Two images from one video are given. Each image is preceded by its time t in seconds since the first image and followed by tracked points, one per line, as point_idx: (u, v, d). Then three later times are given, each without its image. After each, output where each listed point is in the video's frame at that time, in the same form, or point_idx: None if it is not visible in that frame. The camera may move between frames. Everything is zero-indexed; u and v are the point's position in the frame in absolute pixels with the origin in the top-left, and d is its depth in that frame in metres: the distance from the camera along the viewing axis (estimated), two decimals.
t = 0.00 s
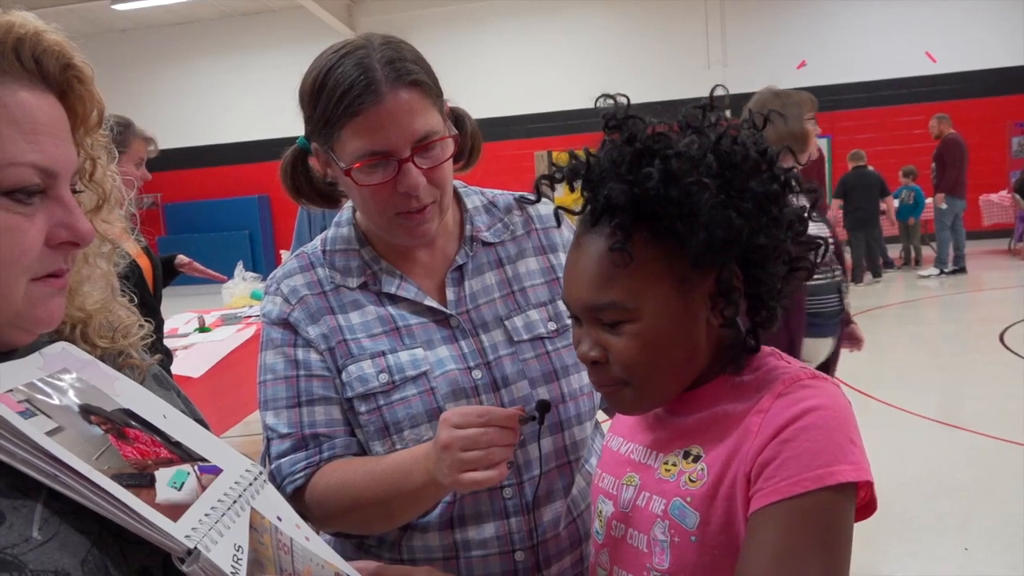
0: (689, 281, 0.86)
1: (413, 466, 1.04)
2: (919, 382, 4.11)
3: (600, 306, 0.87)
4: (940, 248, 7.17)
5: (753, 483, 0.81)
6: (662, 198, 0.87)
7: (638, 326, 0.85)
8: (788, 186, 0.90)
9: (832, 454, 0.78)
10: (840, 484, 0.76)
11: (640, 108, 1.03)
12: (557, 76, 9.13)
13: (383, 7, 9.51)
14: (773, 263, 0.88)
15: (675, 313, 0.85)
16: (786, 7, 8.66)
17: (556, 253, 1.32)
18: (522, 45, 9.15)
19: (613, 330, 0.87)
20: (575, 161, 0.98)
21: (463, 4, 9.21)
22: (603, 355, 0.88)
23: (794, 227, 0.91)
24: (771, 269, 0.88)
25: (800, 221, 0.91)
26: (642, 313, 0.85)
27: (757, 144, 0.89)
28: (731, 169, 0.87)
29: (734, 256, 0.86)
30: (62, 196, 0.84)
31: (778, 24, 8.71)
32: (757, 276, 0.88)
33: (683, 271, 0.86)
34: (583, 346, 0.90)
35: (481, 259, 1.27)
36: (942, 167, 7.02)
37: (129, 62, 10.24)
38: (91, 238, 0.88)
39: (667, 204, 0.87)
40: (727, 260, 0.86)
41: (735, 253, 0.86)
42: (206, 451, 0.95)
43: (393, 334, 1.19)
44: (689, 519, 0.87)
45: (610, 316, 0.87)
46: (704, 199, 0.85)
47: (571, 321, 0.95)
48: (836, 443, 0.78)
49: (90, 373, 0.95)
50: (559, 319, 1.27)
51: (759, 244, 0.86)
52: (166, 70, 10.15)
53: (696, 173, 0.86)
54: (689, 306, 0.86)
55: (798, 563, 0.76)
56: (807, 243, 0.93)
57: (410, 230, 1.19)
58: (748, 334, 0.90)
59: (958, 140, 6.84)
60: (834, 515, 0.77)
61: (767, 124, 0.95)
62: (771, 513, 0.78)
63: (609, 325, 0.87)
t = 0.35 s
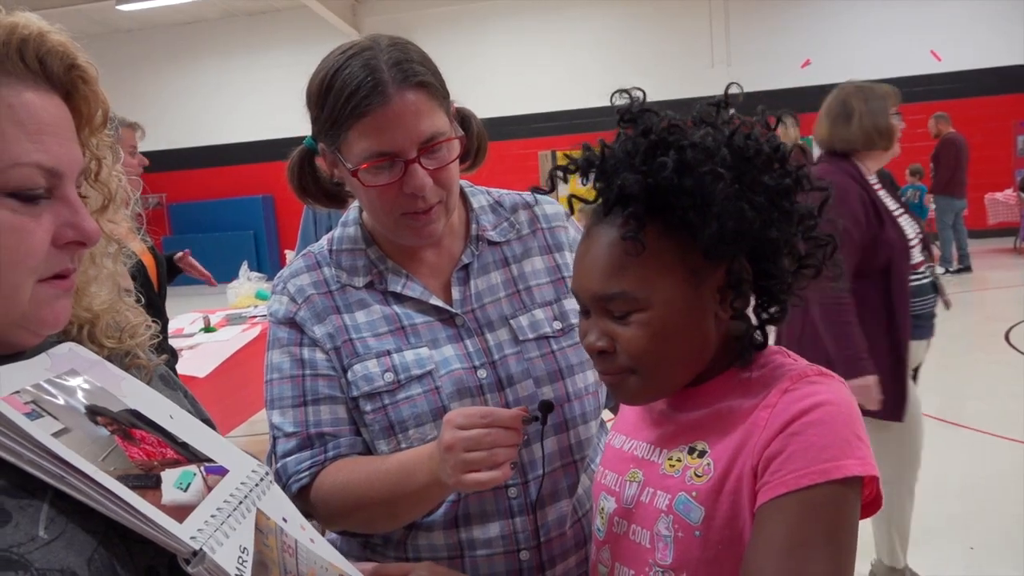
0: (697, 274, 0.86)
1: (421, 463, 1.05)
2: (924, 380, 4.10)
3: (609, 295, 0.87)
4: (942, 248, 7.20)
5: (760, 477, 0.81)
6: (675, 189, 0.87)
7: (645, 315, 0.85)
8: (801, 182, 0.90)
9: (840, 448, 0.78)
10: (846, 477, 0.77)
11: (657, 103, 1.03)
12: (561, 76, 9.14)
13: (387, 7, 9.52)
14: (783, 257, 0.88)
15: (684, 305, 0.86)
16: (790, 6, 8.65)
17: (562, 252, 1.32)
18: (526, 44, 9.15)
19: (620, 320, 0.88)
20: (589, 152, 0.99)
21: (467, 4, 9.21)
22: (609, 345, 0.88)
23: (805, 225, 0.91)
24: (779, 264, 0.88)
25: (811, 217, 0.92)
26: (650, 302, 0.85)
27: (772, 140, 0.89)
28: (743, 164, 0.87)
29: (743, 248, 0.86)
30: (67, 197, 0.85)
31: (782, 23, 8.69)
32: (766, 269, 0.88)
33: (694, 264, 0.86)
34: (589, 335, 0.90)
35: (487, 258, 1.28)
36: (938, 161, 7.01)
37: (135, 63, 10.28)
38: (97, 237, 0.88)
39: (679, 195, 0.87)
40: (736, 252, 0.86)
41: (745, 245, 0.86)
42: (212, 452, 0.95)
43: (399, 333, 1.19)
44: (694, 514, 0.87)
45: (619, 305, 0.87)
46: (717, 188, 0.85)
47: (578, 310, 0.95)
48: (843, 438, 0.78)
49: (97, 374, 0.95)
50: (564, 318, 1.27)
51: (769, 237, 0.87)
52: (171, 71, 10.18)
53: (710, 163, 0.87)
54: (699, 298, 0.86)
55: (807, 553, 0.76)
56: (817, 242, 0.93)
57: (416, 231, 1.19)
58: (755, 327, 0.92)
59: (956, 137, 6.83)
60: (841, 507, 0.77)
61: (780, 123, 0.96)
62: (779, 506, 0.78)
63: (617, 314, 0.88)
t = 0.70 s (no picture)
0: (705, 266, 0.86)
1: (422, 460, 1.05)
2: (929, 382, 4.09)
3: (619, 278, 0.88)
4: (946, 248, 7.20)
5: (759, 472, 0.81)
6: (690, 177, 0.87)
7: (651, 300, 0.86)
8: (815, 182, 0.90)
9: (839, 445, 0.78)
10: (846, 475, 0.77)
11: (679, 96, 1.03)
12: (564, 76, 9.13)
13: (390, 7, 9.53)
14: (793, 253, 0.88)
15: (692, 294, 0.86)
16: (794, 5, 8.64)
17: (566, 251, 1.32)
18: (529, 44, 9.16)
19: (627, 303, 0.88)
20: (606, 139, 0.99)
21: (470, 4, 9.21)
22: (612, 329, 0.89)
23: (816, 226, 0.91)
24: (789, 261, 0.88)
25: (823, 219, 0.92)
26: (655, 288, 0.86)
27: (787, 138, 0.90)
28: (755, 158, 0.87)
29: (752, 242, 0.86)
30: (62, 161, 0.83)
31: (786, 23, 8.68)
32: (774, 265, 0.88)
33: (701, 254, 0.86)
34: (594, 320, 0.91)
35: (490, 256, 1.28)
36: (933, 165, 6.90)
37: (139, 62, 10.30)
38: (100, 200, 0.87)
39: (692, 182, 0.87)
40: (745, 246, 0.86)
41: (755, 238, 0.86)
42: (215, 451, 0.96)
43: (401, 331, 1.19)
44: (692, 509, 0.87)
45: (626, 289, 0.88)
46: (732, 177, 0.85)
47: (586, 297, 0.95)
48: (843, 435, 0.78)
49: (102, 372, 0.95)
50: (567, 316, 1.27)
51: (780, 232, 0.87)
52: (175, 70, 10.20)
53: (728, 151, 0.87)
54: (707, 291, 0.86)
55: (805, 549, 0.76)
56: (827, 244, 0.93)
57: (420, 229, 1.19)
58: (759, 324, 0.91)
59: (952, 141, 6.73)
60: (839, 505, 0.77)
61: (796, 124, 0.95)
62: (778, 503, 0.78)
63: (624, 297, 0.88)
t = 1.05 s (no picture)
0: (710, 261, 0.86)
1: (421, 458, 1.05)
2: (930, 381, 4.08)
3: (623, 268, 0.88)
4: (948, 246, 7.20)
5: (760, 469, 0.81)
6: (699, 171, 0.87)
7: (654, 292, 0.86)
8: (824, 182, 0.90)
9: (840, 441, 0.78)
10: (846, 472, 0.77)
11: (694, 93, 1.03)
12: (565, 75, 9.13)
13: (391, 7, 9.53)
14: (800, 251, 0.89)
15: (696, 288, 0.86)
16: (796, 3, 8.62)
17: (565, 250, 1.32)
18: (531, 43, 9.15)
19: (630, 295, 0.88)
20: (619, 130, 0.99)
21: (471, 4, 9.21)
22: (614, 321, 0.89)
23: (823, 227, 0.91)
24: (796, 258, 0.88)
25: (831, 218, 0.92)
26: (660, 279, 0.86)
27: (797, 136, 0.90)
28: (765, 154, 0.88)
29: (759, 238, 0.86)
30: (60, 167, 0.83)
31: (788, 21, 8.66)
32: (780, 262, 0.89)
33: (707, 249, 0.86)
34: (597, 310, 0.91)
35: (489, 256, 1.28)
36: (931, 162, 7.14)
37: (141, 63, 10.31)
38: (97, 206, 0.86)
39: (699, 176, 0.87)
40: (751, 242, 0.86)
41: (761, 234, 0.86)
42: (215, 451, 0.96)
43: (401, 331, 1.19)
44: (692, 506, 0.87)
45: (630, 280, 0.88)
46: (740, 170, 0.86)
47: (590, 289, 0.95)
48: (843, 432, 0.79)
49: (102, 374, 0.95)
50: (567, 316, 1.27)
51: (786, 229, 0.87)
52: (177, 71, 10.21)
53: (738, 145, 0.87)
54: (711, 286, 0.86)
55: (806, 546, 0.76)
56: (833, 245, 0.93)
57: (419, 230, 1.19)
58: (760, 324, 0.92)
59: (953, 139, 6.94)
60: (839, 501, 0.77)
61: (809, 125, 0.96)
62: (778, 501, 0.78)
63: (627, 289, 0.88)
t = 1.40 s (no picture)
0: (710, 260, 0.86)
1: (420, 457, 1.05)
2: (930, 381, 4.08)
3: (623, 265, 0.89)
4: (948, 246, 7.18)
5: (756, 469, 0.81)
6: (703, 169, 0.88)
7: (655, 288, 0.86)
8: (827, 185, 0.90)
9: (836, 441, 0.78)
10: (843, 471, 0.77)
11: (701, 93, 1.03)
12: (567, 75, 9.14)
13: (394, 7, 9.55)
14: (802, 250, 0.89)
15: (696, 286, 0.86)
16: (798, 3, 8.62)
17: (564, 251, 1.32)
18: (533, 43, 9.16)
19: (630, 292, 0.89)
20: (623, 129, 1.00)
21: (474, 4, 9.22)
22: (613, 317, 0.90)
23: (827, 228, 0.91)
24: (797, 257, 0.89)
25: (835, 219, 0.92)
26: (660, 276, 0.86)
27: (801, 136, 0.90)
28: (769, 154, 0.88)
29: (761, 237, 0.87)
30: (60, 178, 0.83)
31: (790, 21, 8.66)
32: (782, 262, 0.89)
33: (707, 248, 0.86)
34: (597, 306, 0.92)
35: (489, 257, 1.28)
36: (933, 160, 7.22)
37: (144, 63, 10.33)
38: (93, 219, 0.87)
39: (702, 175, 0.88)
40: (752, 241, 0.87)
41: (764, 233, 0.87)
42: (215, 450, 0.96)
43: (401, 331, 1.20)
44: (690, 507, 0.87)
45: (632, 277, 0.88)
46: (743, 169, 0.86)
47: (591, 286, 0.96)
48: (840, 431, 0.79)
49: (102, 374, 0.96)
50: (566, 317, 1.27)
51: (789, 229, 0.87)
52: (179, 71, 10.23)
53: (743, 144, 0.88)
54: (712, 285, 0.87)
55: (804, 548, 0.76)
56: (835, 248, 0.93)
57: (419, 230, 1.20)
58: (760, 324, 0.92)
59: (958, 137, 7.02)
60: (834, 502, 0.77)
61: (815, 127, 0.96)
62: (776, 500, 0.78)
63: (627, 286, 0.89)
